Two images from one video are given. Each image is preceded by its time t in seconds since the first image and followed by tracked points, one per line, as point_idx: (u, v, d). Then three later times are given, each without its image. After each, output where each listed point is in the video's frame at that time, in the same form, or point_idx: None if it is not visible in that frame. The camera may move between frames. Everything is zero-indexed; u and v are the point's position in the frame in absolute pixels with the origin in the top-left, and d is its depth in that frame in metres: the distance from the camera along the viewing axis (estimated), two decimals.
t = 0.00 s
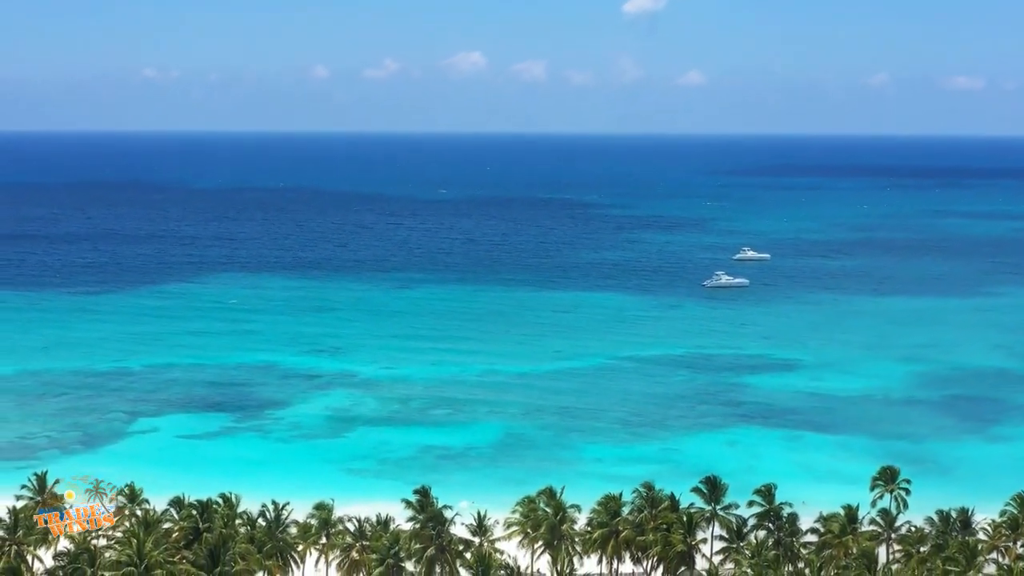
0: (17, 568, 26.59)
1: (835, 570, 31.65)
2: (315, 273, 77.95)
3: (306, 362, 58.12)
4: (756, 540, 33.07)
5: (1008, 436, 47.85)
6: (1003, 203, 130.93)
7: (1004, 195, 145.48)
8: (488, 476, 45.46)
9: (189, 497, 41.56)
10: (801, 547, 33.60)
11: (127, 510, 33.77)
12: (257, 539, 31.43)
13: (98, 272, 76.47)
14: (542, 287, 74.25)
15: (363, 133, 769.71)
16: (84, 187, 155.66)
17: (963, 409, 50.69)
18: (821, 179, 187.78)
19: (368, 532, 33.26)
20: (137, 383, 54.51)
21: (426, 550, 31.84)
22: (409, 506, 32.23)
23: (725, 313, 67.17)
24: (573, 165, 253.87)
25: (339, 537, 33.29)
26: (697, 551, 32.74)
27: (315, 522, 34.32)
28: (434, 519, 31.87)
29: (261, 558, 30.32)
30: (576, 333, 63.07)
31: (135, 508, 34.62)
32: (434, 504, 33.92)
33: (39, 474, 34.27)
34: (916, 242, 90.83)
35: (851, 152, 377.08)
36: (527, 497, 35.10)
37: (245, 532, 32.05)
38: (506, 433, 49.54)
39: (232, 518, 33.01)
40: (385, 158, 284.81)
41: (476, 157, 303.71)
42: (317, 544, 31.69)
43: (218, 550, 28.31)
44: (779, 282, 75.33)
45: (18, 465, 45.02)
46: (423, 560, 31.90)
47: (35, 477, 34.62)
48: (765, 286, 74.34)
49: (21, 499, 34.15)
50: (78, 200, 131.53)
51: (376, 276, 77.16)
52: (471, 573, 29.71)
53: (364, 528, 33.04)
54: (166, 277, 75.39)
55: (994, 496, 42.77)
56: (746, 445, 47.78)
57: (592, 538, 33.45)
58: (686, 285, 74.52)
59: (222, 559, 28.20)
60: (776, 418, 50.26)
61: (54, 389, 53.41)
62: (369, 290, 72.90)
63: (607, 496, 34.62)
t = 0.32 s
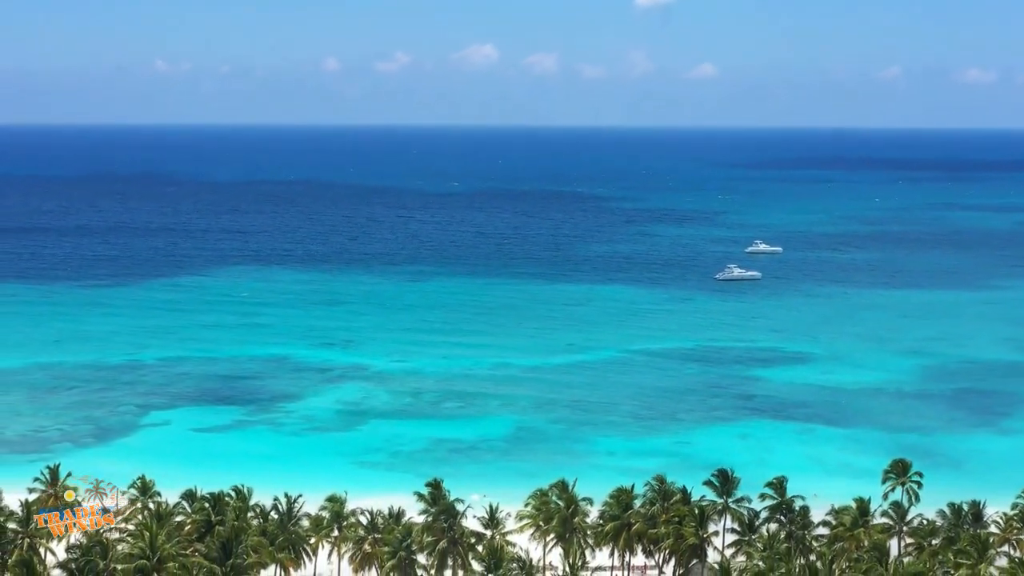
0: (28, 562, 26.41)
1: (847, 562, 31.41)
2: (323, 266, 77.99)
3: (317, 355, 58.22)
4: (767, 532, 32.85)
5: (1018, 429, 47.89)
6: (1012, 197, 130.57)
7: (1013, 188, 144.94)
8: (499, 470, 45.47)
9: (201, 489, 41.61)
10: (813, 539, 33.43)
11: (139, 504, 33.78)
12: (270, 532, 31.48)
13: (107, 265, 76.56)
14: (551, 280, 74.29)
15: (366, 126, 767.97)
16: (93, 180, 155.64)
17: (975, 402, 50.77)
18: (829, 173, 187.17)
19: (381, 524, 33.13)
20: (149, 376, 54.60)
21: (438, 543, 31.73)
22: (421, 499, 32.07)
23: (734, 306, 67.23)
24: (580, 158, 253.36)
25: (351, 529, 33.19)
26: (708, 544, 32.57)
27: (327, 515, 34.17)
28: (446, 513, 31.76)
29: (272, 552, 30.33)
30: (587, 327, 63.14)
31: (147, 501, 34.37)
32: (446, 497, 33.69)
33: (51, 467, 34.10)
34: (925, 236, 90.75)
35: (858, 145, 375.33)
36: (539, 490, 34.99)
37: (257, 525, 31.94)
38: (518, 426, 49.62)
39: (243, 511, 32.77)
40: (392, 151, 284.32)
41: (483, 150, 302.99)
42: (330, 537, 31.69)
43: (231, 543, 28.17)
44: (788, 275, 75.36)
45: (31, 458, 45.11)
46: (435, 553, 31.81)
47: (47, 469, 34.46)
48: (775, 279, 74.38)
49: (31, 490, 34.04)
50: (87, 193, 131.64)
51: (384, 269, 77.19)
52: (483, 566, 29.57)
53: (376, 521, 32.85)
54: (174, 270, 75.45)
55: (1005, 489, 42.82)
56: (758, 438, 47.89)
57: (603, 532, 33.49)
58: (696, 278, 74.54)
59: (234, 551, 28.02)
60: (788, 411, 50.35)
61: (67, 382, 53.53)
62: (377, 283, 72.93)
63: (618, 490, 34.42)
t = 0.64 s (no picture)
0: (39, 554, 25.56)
1: (858, 554, 31.24)
2: (332, 260, 78.04)
3: (329, 348, 58.35)
4: (778, 525, 32.65)
5: None
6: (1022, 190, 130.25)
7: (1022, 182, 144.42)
8: (510, 463, 45.49)
9: (213, 482, 41.66)
10: (824, 532, 33.35)
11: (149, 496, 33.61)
12: (282, 524, 31.55)
13: (116, 258, 76.64)
14: (559, 273, 74.35)
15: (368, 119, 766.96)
16: (102, 173, 155.52)
17: (986, 396, 50.84)
18: (836, 166, 186.72)
19: (392, 517, 33.11)
20: (160, 369, 54.71)
21: (450, 536, 31.46)
22: (432, 492, 31.93)
23: (743, 299, 67.34)
24: (587, 150, 252.77)
25: (364, 523, 33.17)
26: (719, 537, 32.43)
27: (339, 509, 34.20)
28: (457, 506, 31.44)
29: (285, 544, 30.51)
30: (597, 320, 63.23)
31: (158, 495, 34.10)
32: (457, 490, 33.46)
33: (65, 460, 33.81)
34: (935, 229, 90.57)
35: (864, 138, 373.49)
36: (551, 483, 34.91)
37: (269, 520, 31.89)
38: (530, 419, 49.73)
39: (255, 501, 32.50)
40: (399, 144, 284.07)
41: (490, 142, 302.60)
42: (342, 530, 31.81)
43: (242, 536, 27.82)
44: (797, 269, 75.38)
45: (42, 451, 45.11)
46: (446, 546, 31.46)
47: (62, 463, 34.18)
48: (784, 272, 74.41)
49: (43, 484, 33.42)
50: (95, 186, 131.64)
51: (393, 262, 77.22)
52: (495, 559, 29.41)
53: (388, 514, 32.91)
54: (183, 263, 75.48)
55: (1016, 481, 42.90)
56: (769, 431, 48.01)
57: (615, 524, 33.54)
58: (705, 271, 74.56)
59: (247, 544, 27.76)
60: (799, 404, 50.47)
61: (78, 375, 53.62)
62: (385, 277, 72.94)
63: (629, 482, 34.30)
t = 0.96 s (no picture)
0: (52, 547, 24.86)
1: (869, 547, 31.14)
2: (340, 252, 78.06)
3: (340, 342, 58.43)
4: (790, 518, 32.49)
5: None
6: None
7: None
8: (521, 456, 45.52)
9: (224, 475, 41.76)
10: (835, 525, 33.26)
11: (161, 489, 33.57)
12: (294, 517, 31.65)
13: (124, 250, 76.71)
14: (567, 266, 74.37)
15: (374, 112, 766.58)
16: (110, 166, 155.41)
17: (996, 389, 50.88)
18: (845, 159, 186.05)
19: (404, 510, 33.11)
20: (172, 363, 54.82)
21: (461, 529, 31.33)
22: (444, 485, 31.89)
23: (752, 292, 67.37)
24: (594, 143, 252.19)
25: (376, 515, 33.14)
26: (731, 529, 32.33)
27: (351, 502, 34.26)
28: (469, 499, 31.40)
29: (297, 538, 30.57)
30: (606, 314, 63.26)
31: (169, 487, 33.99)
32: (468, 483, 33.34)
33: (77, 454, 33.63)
34: (946, 222, 90.38)
35: (873, 130, 371.75)
36: (563, 475, 34.87)
37: (281, 512, 31.89)
38: (541, 412, 49.84)
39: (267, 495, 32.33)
40: (407, 137, 282.75)
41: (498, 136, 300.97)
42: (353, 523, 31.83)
43: (253, 529, 27.58)
44: (806, 262, 75.40)
45: (53, 444, 45.17)
46: (458, 538, 31.32)
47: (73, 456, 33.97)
48: (793, 265, 74.41)
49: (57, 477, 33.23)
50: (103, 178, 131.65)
51: (401, 255, 77.24)
52: (506, 551, 29.39)
53: (400, 507, 32.94)
54: (191, 256, 75.52)
55: None
56: (780, 424, 48.11)
57: (627, 517, 33.48)
58: (714, 264, 74.58)
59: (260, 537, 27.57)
60: (810, 397, 50.57)
61: (90, 367, 53.73)
62: (393, 270, 72.94)
63: (640, 476, 34.19)
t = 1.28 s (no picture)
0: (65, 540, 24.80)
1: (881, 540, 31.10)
2: (348, 245, 78.02)
3: (350, 335, 58.47)
4: (802, 511, 32.33)
5: None
6: None
7: None
8: (531, 450, 45.55)
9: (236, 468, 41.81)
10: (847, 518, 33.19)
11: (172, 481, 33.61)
12: (306, 510, 31.72)
13: (133, 243, 76.74)
14: (575, 260, 74.36)
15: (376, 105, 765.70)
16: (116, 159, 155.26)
17: (1006, 383, 50.93)
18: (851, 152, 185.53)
19: (415, 502, 33.12)
20: (183, 356, 54.87)
21: (473, 521, 31.27)
22: (456, 477, 31.86)
23: (761, 285, 67.36)
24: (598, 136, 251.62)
25: (388, 508, 33.13)
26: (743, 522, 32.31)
27: (361, 495, 34.23)
28: (482, 491, 31.33)
29: (309, 530, 30.59)
30: (615, 307, 63.30)
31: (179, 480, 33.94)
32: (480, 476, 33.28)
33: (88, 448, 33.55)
34: (954, 216, 90.30)
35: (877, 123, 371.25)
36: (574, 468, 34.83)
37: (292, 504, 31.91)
38: (552, 405, 49.90)
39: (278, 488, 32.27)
40: (413, 130, 282.27)
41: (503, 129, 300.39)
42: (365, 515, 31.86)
43: (266, 522, 27.53)
44: (815, 255, 75.37)
45: (65, 437, 45.21)
46: (469, 531, 31.25)
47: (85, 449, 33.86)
48: (801, 258, 74.39)
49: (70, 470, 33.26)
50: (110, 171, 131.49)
51: (409, 248, 77.23)
52: (518, 544, 29.40)
53: (411, 500, 32.94)
54: (199, 249, 75.49)
55: None
56: (790, 417, 48.18)
57: (639, 510, 33.50)
58: (722, 257, 74.62)
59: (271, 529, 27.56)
60: (821, 391, 50.65)
61: (102, 360, 53.83)
62: (401, 263, 72.95)
63: (653, 468, 34.09)
